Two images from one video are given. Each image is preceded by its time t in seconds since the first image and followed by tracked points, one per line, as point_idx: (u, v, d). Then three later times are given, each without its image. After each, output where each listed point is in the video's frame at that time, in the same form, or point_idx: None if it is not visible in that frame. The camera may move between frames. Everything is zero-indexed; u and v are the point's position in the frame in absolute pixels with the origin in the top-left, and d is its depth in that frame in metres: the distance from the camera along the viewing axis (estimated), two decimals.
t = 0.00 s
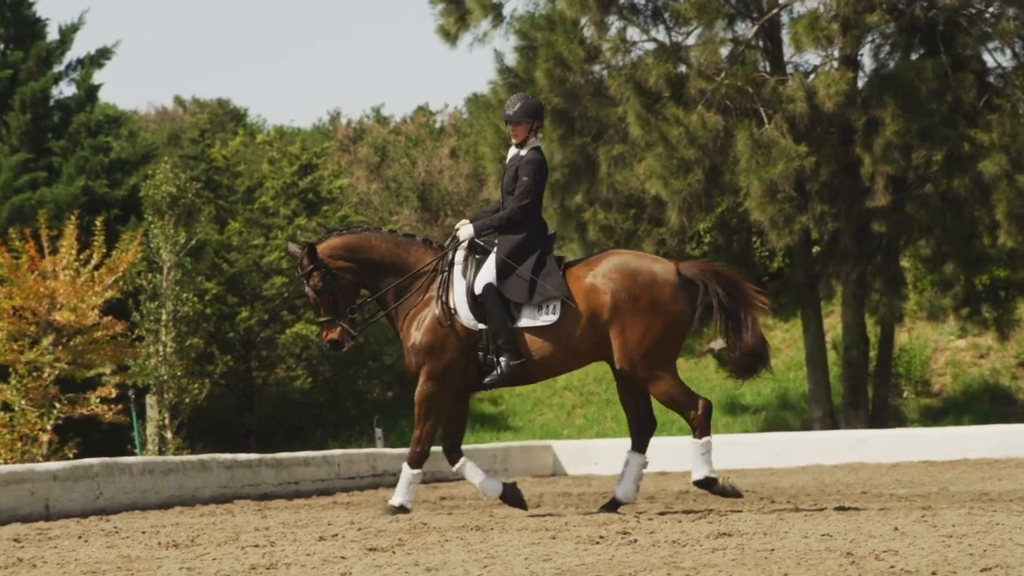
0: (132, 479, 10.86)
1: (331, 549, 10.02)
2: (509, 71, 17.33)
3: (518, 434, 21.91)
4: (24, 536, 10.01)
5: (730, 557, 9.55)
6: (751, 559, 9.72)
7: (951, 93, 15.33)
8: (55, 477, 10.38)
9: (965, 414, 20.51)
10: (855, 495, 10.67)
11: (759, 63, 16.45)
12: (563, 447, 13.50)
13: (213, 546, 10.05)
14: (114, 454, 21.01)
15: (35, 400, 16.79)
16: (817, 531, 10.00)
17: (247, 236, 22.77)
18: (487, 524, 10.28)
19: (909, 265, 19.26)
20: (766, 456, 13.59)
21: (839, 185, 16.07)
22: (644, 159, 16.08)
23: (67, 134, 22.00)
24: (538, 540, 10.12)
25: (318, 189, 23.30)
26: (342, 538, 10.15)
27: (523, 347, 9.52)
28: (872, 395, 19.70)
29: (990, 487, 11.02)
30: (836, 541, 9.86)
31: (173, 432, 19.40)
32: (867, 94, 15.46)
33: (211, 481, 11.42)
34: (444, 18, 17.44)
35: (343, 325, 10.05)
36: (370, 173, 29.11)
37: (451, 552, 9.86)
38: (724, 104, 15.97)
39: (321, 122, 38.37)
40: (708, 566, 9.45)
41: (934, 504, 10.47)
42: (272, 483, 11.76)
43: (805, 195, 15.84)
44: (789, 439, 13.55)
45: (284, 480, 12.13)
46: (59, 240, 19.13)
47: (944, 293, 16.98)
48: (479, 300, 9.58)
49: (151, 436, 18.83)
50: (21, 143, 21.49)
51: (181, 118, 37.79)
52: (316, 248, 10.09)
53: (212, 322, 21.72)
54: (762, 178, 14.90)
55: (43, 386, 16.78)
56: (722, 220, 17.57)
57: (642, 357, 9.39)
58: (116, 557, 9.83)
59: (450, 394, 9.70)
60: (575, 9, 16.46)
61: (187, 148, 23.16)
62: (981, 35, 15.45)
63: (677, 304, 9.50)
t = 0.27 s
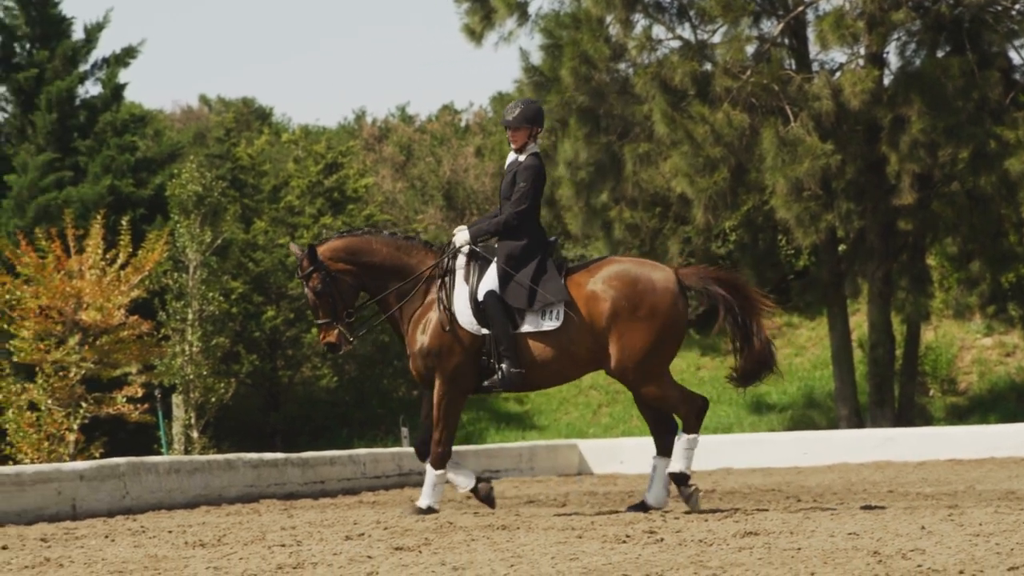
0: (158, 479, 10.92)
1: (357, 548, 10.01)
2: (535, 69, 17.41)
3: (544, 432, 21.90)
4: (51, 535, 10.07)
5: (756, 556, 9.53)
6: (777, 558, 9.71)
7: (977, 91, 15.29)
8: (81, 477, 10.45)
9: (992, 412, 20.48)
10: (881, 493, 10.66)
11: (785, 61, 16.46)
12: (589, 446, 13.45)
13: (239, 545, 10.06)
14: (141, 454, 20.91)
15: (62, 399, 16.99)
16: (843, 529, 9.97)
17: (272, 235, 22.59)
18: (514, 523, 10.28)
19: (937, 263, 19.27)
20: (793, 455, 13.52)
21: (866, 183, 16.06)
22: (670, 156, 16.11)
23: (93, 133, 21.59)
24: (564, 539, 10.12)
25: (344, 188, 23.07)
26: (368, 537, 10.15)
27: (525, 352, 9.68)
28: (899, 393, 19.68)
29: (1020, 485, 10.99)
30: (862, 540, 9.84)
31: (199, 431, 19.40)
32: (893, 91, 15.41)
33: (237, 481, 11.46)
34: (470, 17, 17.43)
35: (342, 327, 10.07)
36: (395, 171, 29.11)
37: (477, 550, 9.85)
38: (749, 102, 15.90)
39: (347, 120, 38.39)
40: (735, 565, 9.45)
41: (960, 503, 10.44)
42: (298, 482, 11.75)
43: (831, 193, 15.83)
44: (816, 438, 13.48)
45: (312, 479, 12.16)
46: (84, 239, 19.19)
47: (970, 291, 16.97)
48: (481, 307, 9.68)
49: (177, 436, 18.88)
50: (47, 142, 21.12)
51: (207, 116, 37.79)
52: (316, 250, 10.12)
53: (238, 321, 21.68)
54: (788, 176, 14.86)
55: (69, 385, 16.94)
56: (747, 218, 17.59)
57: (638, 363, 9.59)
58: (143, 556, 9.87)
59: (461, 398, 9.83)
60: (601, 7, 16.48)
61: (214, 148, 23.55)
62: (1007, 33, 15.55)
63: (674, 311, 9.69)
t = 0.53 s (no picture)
0: (186, 479, 10.96)
1: (384, 548, 10.01)
2: (562, 70, 17.44)
3: (571, 432, 21.96)
4: (80, 535, 10.12)
5: (784, 556, 9.51)
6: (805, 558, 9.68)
7: (1006, 90, 15.24)
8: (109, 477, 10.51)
9: (1019, 412, 20.45)
10: (910, 493, 10.63)
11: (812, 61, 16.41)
12: (616, 446, 13.35)
13: (267, 545, 10.06)
14: (169, 453, 21.15)
15: (90, 400, 17.48)
16: (871, 529, 9.92)
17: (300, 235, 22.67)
18: (542, 523, 10.27)
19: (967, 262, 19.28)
20: (821, 455, 13.49)
21: (894, 183, 16.04)
22: (698, 156, 16.21)
23: (121, 134, 22.14)
24: (592, 539, 10.10)
25: (371, 188, 23.10)
26: (396, 537, 10.14)
27: (526, 360, 9.68)
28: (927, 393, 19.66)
29: None
30: (890, 540, 9.79)
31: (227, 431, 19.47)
32: (921, 91, 15.36)
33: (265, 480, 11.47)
34: (497, 17, 17.42)
35: (340, 329, 10.04)
36: (423, 172, 29.20)
37: (505, 551, 9.84)
38: (777, 102, 15.95)
39: (376, 121, 38.53)
40: (763, 566, 9.43)
41: (989, 503, 10.40)
42: (326, 482, 11.78)
43: (859, 194, 15.86)
44: (844, 438, 13.45)
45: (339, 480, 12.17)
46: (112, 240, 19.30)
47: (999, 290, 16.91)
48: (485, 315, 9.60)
49: (205, 436, 18.96)
50: (75, 143, 21.72)
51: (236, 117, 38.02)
52: (315, 251, 10.08)
53: (266, 321, 21.74)
54: (815, 176, 14.85)
55: (98, 386, 17.44)
56: (775, 218, 17.67)
57: (636, 370, 9.63)
58: (170, 557, 9.89)
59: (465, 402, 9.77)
60: (629, 7, 16.49)
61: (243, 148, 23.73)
62: None
63: (673, 319, 9.73)
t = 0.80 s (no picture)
0: (206, 478, 11.15)
1: (403, 547, 10.00)
2: (581, 69, 17.61)
3: (590, 432, 22.06)
4: (100, 534, 10.15)
5: (803, 555, 9.49)
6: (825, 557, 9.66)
7: None
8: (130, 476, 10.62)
9: None
10: (928, 493, 10.61)
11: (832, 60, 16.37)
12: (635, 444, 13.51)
13: (287, 545, 10.06)
14: (189, 452, 21.29)
15: (109, 399, 17.51)
16: (891, 528, 9.88)
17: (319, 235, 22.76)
18: (560, 523, 10.26)
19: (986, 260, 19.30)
20: (838, 454, 13.56)
21: (913, 182, 16.05)
22: (716, 155, 16.25)
23: (140, 134, 22.53)
24: (611, 538, 10.09)
25: (390, 187, 23.97)
26: (415, 536, 10.12)
27: (520, 359, 9.53)
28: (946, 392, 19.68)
29: None
30: (910, 539, 9.76)
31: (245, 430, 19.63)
32: (941, 89, 15.34)
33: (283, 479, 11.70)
34: (516, 17, 17.45)
35: (334, 328, 9.85)
36: (442, 171, 29.27)
37: (524, 550, 9.83)
38: (796, 100, 16.07)
39: (396, 120, 38.70)
40: (782, 565, 9.42)
41: (1008, 502, 10.38)
42: (344, 481, 12.04)
43: (878, 192, 15.86)
44: (862, 437, 13.50)
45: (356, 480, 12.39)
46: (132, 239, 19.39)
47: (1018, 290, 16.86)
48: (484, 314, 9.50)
49: (223, 435, 19.13)
50: (94, 143, 22.10)
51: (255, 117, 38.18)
52: (308, 248, 9.84)
53: (285, 321, 21.77)
54: (835, 175, 14.85)
55: (116, 385, 17.51)
56: (794, 216, 17.77)
57: (628, 370, 9.52)
58: (190, 556, 9.89)
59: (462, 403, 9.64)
60: (647, 6, 16.58)
61: (261, 148, 23.53)
62: None
63: (665, 318, 9.65)
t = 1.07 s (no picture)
0: (225, 476, 11.25)
1: (423, 546, 9.99)
2: (600, 67, 17.53)
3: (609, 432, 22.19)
4: (119, 532, 10.20)
5: (824, 555, 9.47)
6: (845, 557, 9.63)
7: None
8: (149, 475, 10.73)
9: None
10: (948, 492, 10.61)
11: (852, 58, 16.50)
12: (651, 445, 13.71)
13: (306, 543, 10.05)
14: (208, 452, 21.36)
15: (128, 397, 17.60)
16: (910, 528, 9.85)
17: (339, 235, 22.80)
18: (580, 522, 10.25)
19: (1004, 258, 19.29)
20: (858, 454, 13.63)
21: (933, 181, 16.05)
22: (736, 154, 16.26)
23: (159, 133, 22.35)
24: (631, 537, 10.08)
25: (409, 186, 24.10)
26: (434, 535, 10.12)
27: (515, 353, 9.79)
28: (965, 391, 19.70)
29: None
30: (930, 538, 9.72)
31: (265, 429, 19.81)
32: (960, 88, 15.33)
33: (302, 478, 11.85)
34: (534, 16, 17.53)
35: (328, 322, 9.93)
36: (460, 170, 29.29)
37: (543, 549, 9.82)
38: (815, 99, 15.99)
39: (414, 119, 38.75)
40: (802, 564, 9.41)
41: None
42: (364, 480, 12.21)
43: (897, 190, 15.88)
44: (882, 436, 13.56)
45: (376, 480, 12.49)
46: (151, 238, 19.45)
47: None
48: (481, 308, 9.74)
49: (244, 433, 19.23)
50: (114, 142, 22.02)
51: (273, 116, 38.26)
52: (301, 243, 9.95)
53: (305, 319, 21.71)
54: (855, 173, 14.82)
55: (136, 384, 17.55)
56: (813, 215, 17.85)
57: (621, 362, 9.81)
58: (209, 555, 9.91)
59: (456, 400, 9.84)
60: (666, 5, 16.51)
61: (281, 147, 23.57)
62: None
63: (657, 311, 9.94)
